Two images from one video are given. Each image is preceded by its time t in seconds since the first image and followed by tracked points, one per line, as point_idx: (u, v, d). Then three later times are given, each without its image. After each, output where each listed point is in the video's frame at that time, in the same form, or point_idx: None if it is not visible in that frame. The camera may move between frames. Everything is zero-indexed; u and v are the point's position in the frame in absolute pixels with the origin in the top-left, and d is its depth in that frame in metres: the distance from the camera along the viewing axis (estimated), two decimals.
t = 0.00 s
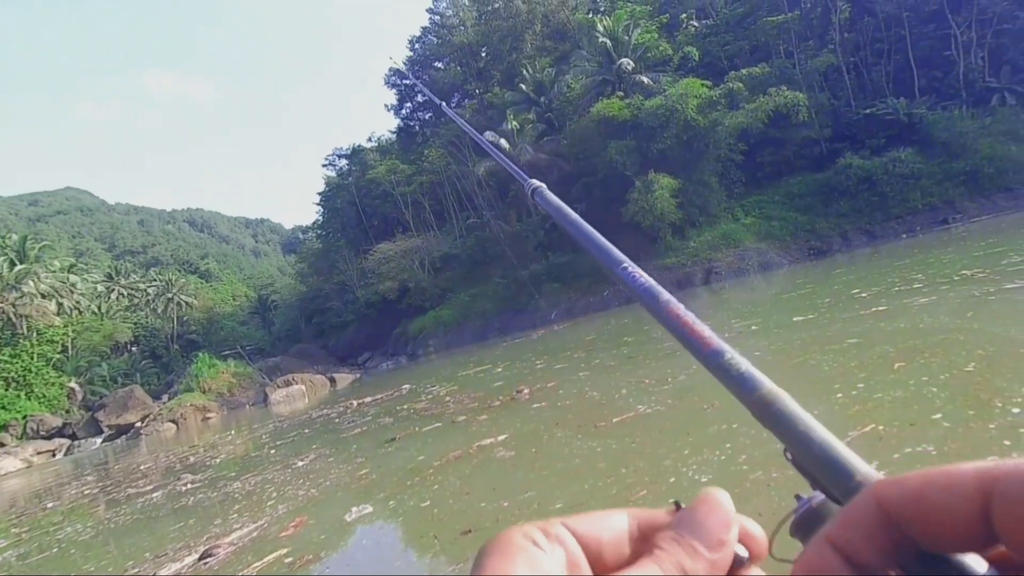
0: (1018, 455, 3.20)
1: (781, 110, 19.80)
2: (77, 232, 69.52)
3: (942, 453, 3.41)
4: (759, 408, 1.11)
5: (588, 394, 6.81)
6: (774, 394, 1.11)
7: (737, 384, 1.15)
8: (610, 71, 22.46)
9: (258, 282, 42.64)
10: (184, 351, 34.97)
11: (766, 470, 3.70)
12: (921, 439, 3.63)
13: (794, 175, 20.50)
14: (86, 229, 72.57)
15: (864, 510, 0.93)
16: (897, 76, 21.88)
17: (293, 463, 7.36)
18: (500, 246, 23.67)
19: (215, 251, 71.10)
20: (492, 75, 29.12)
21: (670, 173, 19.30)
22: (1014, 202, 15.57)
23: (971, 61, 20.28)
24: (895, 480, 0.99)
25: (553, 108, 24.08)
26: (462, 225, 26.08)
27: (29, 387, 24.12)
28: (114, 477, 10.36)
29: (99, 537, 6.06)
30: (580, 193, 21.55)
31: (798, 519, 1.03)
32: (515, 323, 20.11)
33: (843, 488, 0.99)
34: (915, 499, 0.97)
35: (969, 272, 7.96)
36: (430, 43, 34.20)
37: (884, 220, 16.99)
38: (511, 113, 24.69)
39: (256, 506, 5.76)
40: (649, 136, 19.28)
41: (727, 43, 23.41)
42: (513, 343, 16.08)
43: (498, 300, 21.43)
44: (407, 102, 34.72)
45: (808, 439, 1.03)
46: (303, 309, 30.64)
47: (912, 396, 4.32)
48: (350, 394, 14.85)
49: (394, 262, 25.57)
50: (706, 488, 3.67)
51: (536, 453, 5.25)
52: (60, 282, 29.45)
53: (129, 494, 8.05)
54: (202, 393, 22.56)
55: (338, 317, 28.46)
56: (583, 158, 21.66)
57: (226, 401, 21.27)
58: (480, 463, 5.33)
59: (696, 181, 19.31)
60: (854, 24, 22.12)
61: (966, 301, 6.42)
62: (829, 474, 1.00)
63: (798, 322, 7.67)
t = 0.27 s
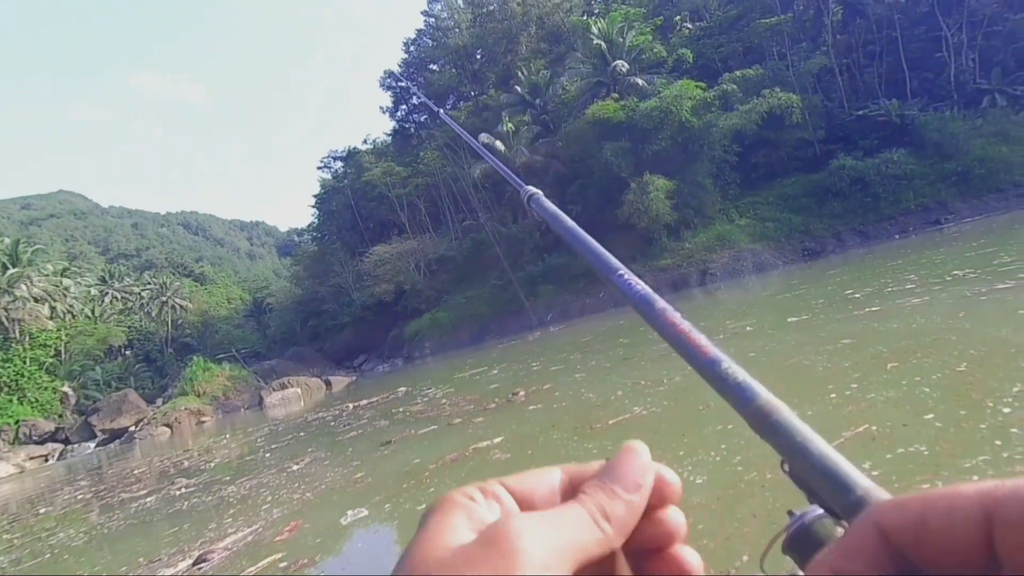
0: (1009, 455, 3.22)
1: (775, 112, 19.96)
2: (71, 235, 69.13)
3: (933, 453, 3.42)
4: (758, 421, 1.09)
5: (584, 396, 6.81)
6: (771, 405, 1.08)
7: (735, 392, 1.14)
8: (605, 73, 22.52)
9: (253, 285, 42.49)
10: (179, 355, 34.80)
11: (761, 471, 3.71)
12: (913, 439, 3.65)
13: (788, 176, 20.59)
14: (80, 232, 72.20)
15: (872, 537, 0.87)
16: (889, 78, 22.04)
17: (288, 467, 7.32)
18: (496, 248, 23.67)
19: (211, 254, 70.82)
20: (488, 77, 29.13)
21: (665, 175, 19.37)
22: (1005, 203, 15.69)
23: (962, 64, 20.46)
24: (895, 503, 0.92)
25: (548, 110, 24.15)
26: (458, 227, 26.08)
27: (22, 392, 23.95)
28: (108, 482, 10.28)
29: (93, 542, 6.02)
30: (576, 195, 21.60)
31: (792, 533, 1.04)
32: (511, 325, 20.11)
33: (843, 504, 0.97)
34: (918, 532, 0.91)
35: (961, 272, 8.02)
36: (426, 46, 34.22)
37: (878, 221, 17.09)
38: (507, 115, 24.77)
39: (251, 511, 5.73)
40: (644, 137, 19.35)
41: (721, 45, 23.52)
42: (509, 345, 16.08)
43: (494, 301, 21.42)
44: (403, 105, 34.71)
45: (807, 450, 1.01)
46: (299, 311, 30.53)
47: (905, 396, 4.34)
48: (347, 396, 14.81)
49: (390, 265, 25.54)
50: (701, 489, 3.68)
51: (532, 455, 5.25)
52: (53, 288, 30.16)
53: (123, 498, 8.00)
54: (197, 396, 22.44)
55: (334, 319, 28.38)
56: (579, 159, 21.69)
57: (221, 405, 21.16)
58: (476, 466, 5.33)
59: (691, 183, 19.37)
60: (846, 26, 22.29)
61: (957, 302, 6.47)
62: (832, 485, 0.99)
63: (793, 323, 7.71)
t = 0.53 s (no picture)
0: (995, 460, 3.26)
1: (768, 118, 20.14)
2: (61, 235, 68.45)
3: (923, 457, 3.46)
4: (819, 452, 1.20)
5: (578, 400, 6.80)
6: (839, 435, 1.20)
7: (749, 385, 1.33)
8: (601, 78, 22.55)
9: (246, 286, 42.24)
10: (170, 356, 34.52)
11: (754, 475, 3.73)
12: (903, 444, 3.67)
13: (782, 182, 20.70)
14: (71, 232, 71.50)
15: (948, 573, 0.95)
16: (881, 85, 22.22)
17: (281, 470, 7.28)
18: (491, 251, 23.67)
19: (203, 255, 70.32)
20: (484, 80, 29.15)
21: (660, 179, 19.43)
22: (995, 210, 15.84)
23: (953, 72, 20.70)
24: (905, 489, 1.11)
25: (544, 113, 24.22)
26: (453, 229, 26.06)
27: (10, 394, 23.65)
28: (97, 485, 10.18)
29: (80, 546, 5.95)
30: (571, 199, 21.68)
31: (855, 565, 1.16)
32: (506, 328, 20.11)
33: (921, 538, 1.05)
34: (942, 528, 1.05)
35: (951, 278, 8.09)
36: (422, 48, 34.20)
37: (870, 227, 17.22)
38: (503, 118, 24.81)
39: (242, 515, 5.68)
40: (639, 142, 19.41)
41: (716, 51, 23.65)
42: (503, 348, 16.06)
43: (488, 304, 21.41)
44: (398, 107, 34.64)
45: (811, 434, 1.21)
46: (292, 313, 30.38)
47: (895, 400, 4.37)
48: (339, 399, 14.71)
49: (385, 267, 25.46)
50: (695, 493, 3.68)
51: (526, 459, 5.24)
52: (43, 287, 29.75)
53: (112, 502, 7.92)
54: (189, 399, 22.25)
55: (328, 321, 28.25)
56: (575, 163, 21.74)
57: (213, 407, 21.01)
58: (470, 469, 5.31)
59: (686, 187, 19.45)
60: (839, 34, 22.45)
61: (948, 307, 6.51)
62: (896, 514, 1.09)
63: (787, 327, 7.75)
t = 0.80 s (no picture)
0: (971, 465, 3.30)
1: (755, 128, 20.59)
2: (43, 237, 67.28)
3: (901, 462, 3.48)
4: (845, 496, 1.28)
5: (566, 407, 6.77)
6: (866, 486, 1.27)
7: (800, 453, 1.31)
8: (592, 87, 22.63)
9: (233, 290, 41.76)
10: (153, 360, 33.96)
11: (738, 481, 3.73)
12: (883, 449, 3.70)
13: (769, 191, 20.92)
14: (54, 234, 70.33)
15: None
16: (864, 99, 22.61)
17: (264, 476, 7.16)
18: (481, 256, 23.65)
19: (189, 258, 69.44)
20: (476, 86, 29.25)
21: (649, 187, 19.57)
22: (976, 221, 16.10)
23: (933, 87, 21.10)
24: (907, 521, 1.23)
25: (535, 120, 24.33)
26: (443, 235, 26.02)
27: None
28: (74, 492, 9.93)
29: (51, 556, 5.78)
30: (561, 205, 21.77)
31: None
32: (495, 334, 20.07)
33: None
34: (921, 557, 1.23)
35: (931, 287, 8.19)
36: (414, 54, 34.28)
37: (855, 236, 17.43)
38: (494, 124, 24.88)
39: (222, 523, 5.58)
40: (629, 149, 19.54)
41: (705, 62, 23.92)
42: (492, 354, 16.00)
43: (478, 310, 21.35)
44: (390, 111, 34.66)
45: (859, 498, 1.25)
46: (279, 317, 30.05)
47: (876, 407, 4.41)
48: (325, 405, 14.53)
49: (374, 271, 25.32)
50: (679, 500, 3.68)
51: (512, 466, 5.21)
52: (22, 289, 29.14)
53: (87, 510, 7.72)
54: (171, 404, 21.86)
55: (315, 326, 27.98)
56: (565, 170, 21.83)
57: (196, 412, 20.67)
58: (456, 476, 5.26)
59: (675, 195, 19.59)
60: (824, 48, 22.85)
61: (929, 316, 6.59)
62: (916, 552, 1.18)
63: (772, 334, 7.80)
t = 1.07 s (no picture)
0: (960, 468, 3.35)
1: (748, 132, 20.54)
2: (32, 241, 66.67)
3: (892, 465, 3.53)
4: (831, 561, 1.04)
5: (559, 410, 6.80)
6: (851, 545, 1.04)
7: (758, 482, 1.12)
8: (584, 89, 22.58)
9: (225, 294, 41.53)
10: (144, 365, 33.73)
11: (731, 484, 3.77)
12: (874, 452, 3.74)
13: (760, 194, 21.08)
14: (43, 238, 69.71)
15: None
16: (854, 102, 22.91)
17: (256, 482, 7.13)
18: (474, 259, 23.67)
19: (181, 262, 69.04)
20: (469, 89, 29.28)
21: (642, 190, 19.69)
22: (964, 224, 16.32)
23: (922, 91, 21.36)
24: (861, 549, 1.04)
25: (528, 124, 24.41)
26: (437, 238, 26.02)
27: None
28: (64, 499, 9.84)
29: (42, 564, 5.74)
30: (554, 209, 21.86)
31: None
32: (488, 337, 20.10)
33: None
34: None
35: (921, 290, 8.30)
36: (407, 57, 34.29)
37: (845, 239, 17.60)
38: (487, 128, 24.94)
39: (214, 529, 5.55)
40: (621, 153, 19.65)
41: (697, 66, 24.12)
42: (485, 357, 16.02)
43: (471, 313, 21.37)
44: (383, 114, 34.64)
45: (835, 554, 1.03)
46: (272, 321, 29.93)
47: (866, 409, 4.47)
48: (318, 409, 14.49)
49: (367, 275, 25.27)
50: (671, 502, 3.71)
51: (506, 470, 5.22)
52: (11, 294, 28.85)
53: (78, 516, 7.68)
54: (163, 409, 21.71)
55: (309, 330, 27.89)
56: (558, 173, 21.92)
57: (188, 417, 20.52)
58: (449, 480, 5.27)
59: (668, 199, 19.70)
60: (815, 51, 23.18)
61: (919, 319, 6.66)
62: None
63: (765, 337, 7.86)
